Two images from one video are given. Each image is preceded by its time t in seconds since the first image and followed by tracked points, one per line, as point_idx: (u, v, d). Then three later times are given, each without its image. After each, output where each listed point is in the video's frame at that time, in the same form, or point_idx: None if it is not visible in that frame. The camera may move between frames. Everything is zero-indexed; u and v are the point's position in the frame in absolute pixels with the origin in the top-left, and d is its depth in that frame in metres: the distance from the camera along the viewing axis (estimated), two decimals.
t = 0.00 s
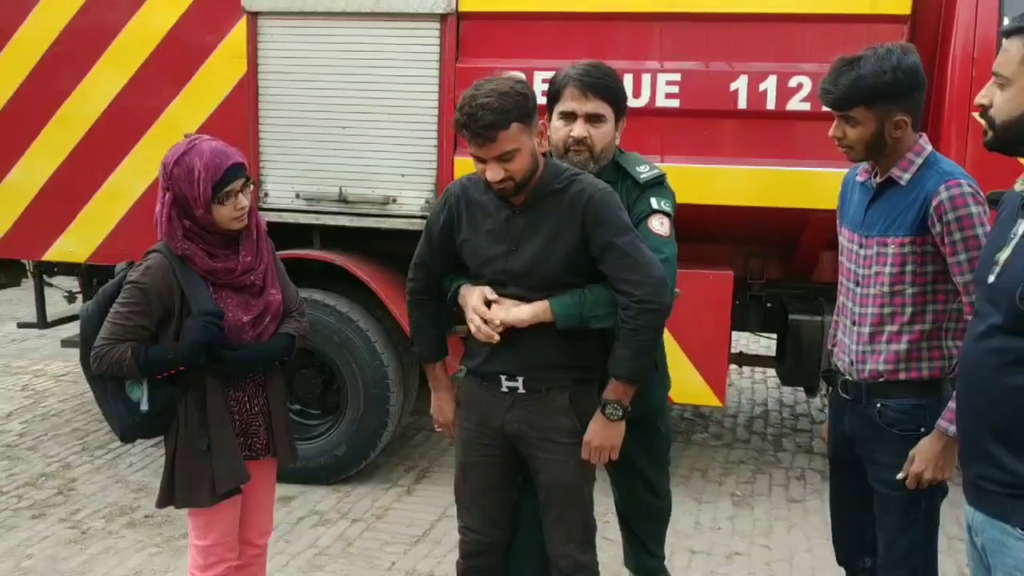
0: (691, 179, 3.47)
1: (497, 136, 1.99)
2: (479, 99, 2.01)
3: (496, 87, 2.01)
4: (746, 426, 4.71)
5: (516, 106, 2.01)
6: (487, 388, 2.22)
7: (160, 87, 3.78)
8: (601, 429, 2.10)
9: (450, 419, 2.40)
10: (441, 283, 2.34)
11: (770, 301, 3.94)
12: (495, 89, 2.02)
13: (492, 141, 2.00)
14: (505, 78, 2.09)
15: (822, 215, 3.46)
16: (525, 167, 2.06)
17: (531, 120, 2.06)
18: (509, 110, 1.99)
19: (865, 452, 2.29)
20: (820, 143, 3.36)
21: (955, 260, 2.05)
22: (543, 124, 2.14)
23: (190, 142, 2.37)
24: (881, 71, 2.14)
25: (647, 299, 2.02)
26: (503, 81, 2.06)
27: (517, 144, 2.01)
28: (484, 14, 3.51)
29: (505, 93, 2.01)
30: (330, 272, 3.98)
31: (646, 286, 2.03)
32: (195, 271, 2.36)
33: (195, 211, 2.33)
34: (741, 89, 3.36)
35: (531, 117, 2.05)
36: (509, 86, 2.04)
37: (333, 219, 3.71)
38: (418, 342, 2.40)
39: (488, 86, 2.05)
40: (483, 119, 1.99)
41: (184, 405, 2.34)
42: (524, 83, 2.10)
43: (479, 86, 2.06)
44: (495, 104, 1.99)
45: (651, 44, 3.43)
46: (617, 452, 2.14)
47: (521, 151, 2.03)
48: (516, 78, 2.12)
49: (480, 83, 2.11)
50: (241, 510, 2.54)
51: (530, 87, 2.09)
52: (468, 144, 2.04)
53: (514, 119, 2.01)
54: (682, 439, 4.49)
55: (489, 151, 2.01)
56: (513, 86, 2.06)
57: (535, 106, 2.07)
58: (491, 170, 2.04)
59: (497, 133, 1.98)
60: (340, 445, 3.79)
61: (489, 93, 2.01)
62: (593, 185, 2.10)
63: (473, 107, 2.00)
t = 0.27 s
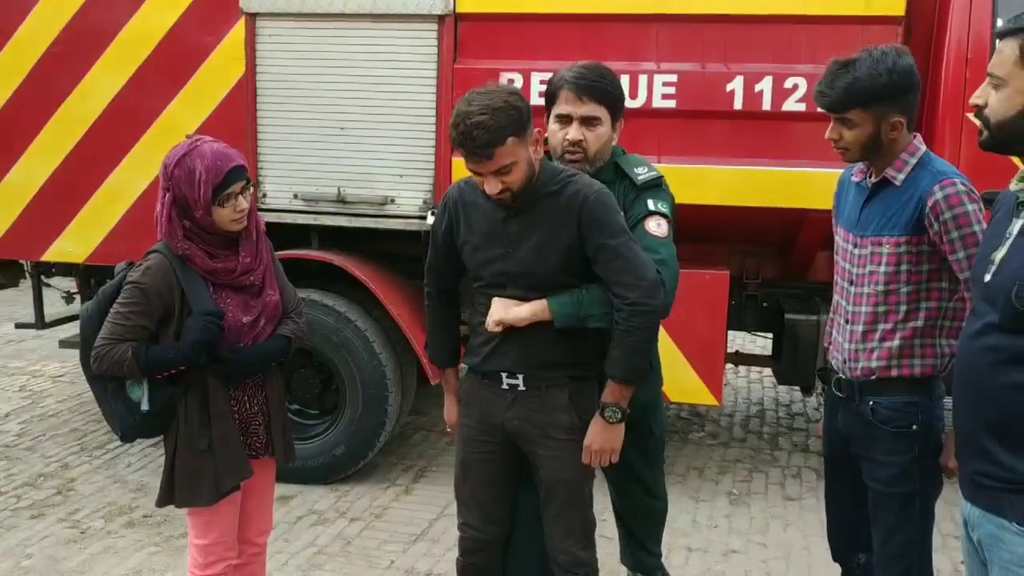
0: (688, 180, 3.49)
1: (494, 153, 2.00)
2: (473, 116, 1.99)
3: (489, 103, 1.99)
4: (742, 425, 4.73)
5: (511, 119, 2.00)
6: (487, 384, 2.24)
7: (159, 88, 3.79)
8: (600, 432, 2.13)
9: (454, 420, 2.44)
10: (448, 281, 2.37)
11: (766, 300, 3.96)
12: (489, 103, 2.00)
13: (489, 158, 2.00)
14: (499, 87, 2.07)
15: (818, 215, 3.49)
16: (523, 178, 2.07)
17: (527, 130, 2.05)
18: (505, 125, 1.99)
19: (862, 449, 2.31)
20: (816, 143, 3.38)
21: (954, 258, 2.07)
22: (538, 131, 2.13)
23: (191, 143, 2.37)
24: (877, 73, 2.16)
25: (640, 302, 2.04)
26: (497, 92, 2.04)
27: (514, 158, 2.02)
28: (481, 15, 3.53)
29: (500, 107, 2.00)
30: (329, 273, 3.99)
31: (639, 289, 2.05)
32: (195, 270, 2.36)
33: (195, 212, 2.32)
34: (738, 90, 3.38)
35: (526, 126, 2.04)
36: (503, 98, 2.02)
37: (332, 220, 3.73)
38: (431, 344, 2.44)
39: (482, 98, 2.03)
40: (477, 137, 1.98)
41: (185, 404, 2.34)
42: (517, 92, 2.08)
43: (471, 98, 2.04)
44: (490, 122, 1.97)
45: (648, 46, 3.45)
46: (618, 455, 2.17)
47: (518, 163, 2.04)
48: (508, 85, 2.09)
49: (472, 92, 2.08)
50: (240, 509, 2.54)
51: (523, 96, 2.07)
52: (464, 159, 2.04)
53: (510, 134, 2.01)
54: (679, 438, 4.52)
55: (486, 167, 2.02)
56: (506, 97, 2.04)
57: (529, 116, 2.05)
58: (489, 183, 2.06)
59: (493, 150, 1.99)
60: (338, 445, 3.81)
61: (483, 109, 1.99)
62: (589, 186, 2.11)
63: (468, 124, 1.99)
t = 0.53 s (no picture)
0: (686, 179, 3.50)
1: (493, 181, 1.99)
2: (470, 148, 1.97)
3: (486, 132, 1.97)
4: (741, 425, 4.75)
5: (507, 147, 1.98)
6: (485, 382, 2.25)
7: (159, 89, 3.80)
8: (594, 426, 2.13)
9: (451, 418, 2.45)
10: (444, 283, 2.39)
11: (765, 300, 3.94)
12: (486, 133, 1.97)
13: (489, 187, 2.01)
14: (491, 110, 2.03)
15: (816, 215, 3.50)
16: (522, 197, 2.09)
17: (522, 150, 2.04)
18: (501, 155, 1.97)
19: (861, 448, 2.32)
20: (815, 144, 3.40)
21: (953, 258, 2.09)
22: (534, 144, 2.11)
23: (194, 145, 2.36)
24: (869, 76, 2.17)
25: (641, 301, 2.05)
26: (490, 118, 2.00)
27: (512, 181, 2.03)
28: (480, 16, 3.54)
29: (496, 136, 1.97)
30: (328, 273, 4.00)
31: (642, 290, 2.06)
32: (196, 270, 2.35)
33: (196, 212, 2.32)
34: (736, 91, 3.39)
35: (522, 148, 2.03)
36: (497, 124, 1.99)
37: (331, 220, 3.74)
38: (429, 343, 2.45)
39: (475, 124, 2.00)
40: (476, 168, 1.97)
41: (185, 404, 2.33)
42: (510, 112, 2.04)
43: (463, 124, 2.01)
44: (488, 154, 1.96)
45: (646, 47, 3.46)
46: (610, 449, 2.17)
47: (517, 185, 2.05)
48: (500, 103, 2.05)
49: (465, 113, 2.05)
50: (240, 509, 2.53)
51: (518, 117, 2.03)
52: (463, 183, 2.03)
53: (507, 160, 2.00)
54: (678, 438, 4.53)
55: (486, 192, 2.03)
56: (501, 120, 2.01)
57: (525, 138, 2.04)
58: (489, 204, 2.07)
59: (491, 180, 1.99)
60: (338, 445, 3.81)
61: (479, 140, 1.96)
62: (587, 189, 2.11)
63: (465, 157, 1.97)
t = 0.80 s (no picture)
0: (686, 179, 3.51)
1: (487, 205, 1.97)
2: (458, 174, 1.94)
3: (473, 158, 1.93)
4: (741, 425, 4.75)
5: (498, 170, 1.95)
6: (488, 382, 2.26)
7: (160, 89, 3.80)
8: (593, 429, 2.14)
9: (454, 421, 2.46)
10: (444, 285, 2.38)
11: (764, 300, 3.95)
12: (473, 159, 1.93)
13: (483, 210, 1.99)
14: (480, 130, 1.97)
15: (816, 215, 3.50)
16: (518, 211, 2.07)
17: (514, 169, 2.00)
18: (492, 180, 1.94)
19: (862, 447, 2.33)
20: (815, 144, 3.41)
21: (948, 261, 2.11)
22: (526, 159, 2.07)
23: (198, 147, 2.33)
24: (865, 80, 2.18)
25: (641, 312, 2.03)
26: (479, 140, 1.95)
27: (506, 202, 2.00)
28: (481, 17, 3.55)
29: (485, 161, 1.93)
30: (328, 273, 4.01)
31: (639, 299, 2.03)
32: (196, 271, 2.32)
33: (198, 213, 2.29)
34: (736, 91, 3.40)
35: (514, 167, 1.99)
36: (486, 147, 1.95)
37: (332, 221, 3.74)
38: (430, 343, 2.46)
39: (464, 148, 1.95)
40: (468, 194, 1.95)
41: (187, 405, 2.32)
42: (499, 131, 1.98)
43: (452, 148, 1.96)
44: (478, 180, 1.93)
45: (646, 47, 3.47)
46: (610, 450, 2.18)
47: (512, 203, 2.03)
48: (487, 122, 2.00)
49: (452, 135, 2.00)
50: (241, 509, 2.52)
51: (506, 136, 1.99)
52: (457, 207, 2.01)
53: (499, 184, 1.97)
54: (677, 438, 4.54)
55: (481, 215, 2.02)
56: (489, 141, 1.96)
57: (515, 156, 1.99)
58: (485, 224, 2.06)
59: (484, 205, 1.96)
60: (339, 445, 3.82)
61: (467, 167, 1.93)
62: (584, 197, 2.08)
63: (455, 184, 1.94)
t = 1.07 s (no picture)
0: (685, 179, 3.51)
1: (482, 219, 1.94)
2: (453, 190, 1.89)
3: (468, 173, 1.88)
4: (740, 425, 4.76)
5: (493, 185, 1.90)
6: (488, 383, 2.25)
7: (160, 90, 3.81)
8: (598, 430, 2.15)
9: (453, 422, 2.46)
10: (440, 288, 2.37)
11: (764, 300, 3.95)
12: (468, 175, 1.88)
13: (478, 224, 1.95)
14: (474, 144, 1.92)
15: (816, 215, 3.51)
16: (512, 222, 2.05)
17: (509, 183, 1.96)
18: (487, 195, 1.90)
19: (862, 446, 2.33)
20: (814, 144, 3.41)
21: (940, 264, 2.12)
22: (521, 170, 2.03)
23: (207, 152, 2.30)
24: (864, 80, 2.18)
25: (643, 315, 2.02)
26: (474, 154, 1.90)
27: (502, 214, 1.97)
28: (481, 18, 3.55)
29: (480, 176, 1.89)
30: (328, 273, 4.01)
31: (642, 302, 2.03)
32: (192, 268, 2.31)
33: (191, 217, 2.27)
34: (735, 91, 3.40)
35: (509, 180, 1.95)
36: (481, 161, 1.90)
37: (331, 221, 3.74)
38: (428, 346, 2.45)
39: (458, 162, 1.90)
40: (463, 209, 1.91)
41: (186, 405, 2.31)
42: (494, 144, 1.94)
43: (446, 161, 1.92)
44: (473, 196, 1.89)
45: (646, 48, 3.47)
46: (614, 450, 2.20)
47: (507, 215, 2.00)
48: (482, 133, 1.95)
49: (445, 147, 1.95)
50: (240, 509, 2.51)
51: (501, 148, 1.94)
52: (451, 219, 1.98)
53: (495, 198, 1.93)
54: (677, 438, 4.54)
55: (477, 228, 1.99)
56: (484, 155, 1.91)
57: (510, 168, 1.95)
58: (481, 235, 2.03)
59: (480, 220, 1.93)
60: (339, 445, 3.82)
61: (462, 183, 1.89)
62: (582, 201, 2.07)
63: (449, 199, 1.90)
